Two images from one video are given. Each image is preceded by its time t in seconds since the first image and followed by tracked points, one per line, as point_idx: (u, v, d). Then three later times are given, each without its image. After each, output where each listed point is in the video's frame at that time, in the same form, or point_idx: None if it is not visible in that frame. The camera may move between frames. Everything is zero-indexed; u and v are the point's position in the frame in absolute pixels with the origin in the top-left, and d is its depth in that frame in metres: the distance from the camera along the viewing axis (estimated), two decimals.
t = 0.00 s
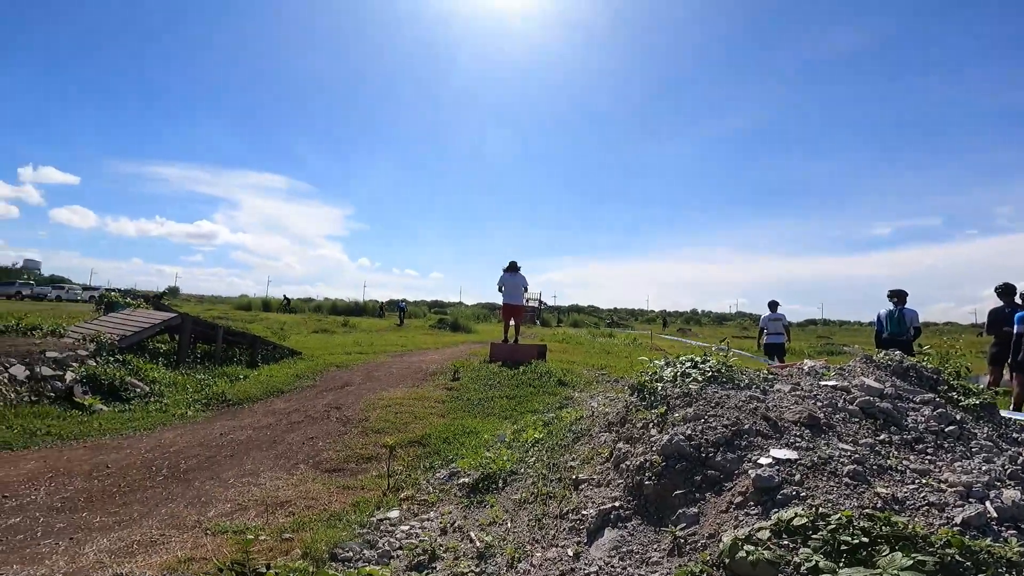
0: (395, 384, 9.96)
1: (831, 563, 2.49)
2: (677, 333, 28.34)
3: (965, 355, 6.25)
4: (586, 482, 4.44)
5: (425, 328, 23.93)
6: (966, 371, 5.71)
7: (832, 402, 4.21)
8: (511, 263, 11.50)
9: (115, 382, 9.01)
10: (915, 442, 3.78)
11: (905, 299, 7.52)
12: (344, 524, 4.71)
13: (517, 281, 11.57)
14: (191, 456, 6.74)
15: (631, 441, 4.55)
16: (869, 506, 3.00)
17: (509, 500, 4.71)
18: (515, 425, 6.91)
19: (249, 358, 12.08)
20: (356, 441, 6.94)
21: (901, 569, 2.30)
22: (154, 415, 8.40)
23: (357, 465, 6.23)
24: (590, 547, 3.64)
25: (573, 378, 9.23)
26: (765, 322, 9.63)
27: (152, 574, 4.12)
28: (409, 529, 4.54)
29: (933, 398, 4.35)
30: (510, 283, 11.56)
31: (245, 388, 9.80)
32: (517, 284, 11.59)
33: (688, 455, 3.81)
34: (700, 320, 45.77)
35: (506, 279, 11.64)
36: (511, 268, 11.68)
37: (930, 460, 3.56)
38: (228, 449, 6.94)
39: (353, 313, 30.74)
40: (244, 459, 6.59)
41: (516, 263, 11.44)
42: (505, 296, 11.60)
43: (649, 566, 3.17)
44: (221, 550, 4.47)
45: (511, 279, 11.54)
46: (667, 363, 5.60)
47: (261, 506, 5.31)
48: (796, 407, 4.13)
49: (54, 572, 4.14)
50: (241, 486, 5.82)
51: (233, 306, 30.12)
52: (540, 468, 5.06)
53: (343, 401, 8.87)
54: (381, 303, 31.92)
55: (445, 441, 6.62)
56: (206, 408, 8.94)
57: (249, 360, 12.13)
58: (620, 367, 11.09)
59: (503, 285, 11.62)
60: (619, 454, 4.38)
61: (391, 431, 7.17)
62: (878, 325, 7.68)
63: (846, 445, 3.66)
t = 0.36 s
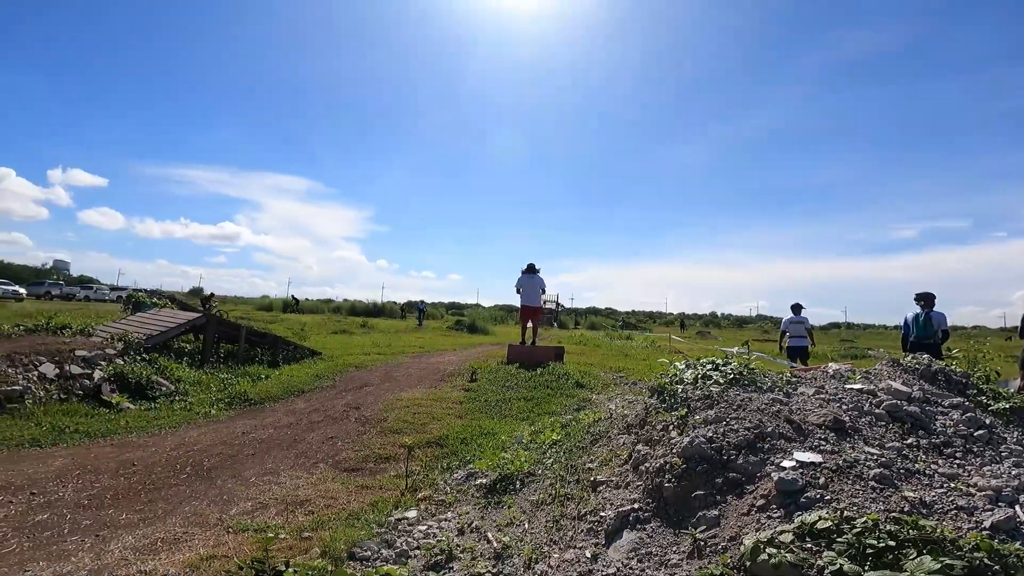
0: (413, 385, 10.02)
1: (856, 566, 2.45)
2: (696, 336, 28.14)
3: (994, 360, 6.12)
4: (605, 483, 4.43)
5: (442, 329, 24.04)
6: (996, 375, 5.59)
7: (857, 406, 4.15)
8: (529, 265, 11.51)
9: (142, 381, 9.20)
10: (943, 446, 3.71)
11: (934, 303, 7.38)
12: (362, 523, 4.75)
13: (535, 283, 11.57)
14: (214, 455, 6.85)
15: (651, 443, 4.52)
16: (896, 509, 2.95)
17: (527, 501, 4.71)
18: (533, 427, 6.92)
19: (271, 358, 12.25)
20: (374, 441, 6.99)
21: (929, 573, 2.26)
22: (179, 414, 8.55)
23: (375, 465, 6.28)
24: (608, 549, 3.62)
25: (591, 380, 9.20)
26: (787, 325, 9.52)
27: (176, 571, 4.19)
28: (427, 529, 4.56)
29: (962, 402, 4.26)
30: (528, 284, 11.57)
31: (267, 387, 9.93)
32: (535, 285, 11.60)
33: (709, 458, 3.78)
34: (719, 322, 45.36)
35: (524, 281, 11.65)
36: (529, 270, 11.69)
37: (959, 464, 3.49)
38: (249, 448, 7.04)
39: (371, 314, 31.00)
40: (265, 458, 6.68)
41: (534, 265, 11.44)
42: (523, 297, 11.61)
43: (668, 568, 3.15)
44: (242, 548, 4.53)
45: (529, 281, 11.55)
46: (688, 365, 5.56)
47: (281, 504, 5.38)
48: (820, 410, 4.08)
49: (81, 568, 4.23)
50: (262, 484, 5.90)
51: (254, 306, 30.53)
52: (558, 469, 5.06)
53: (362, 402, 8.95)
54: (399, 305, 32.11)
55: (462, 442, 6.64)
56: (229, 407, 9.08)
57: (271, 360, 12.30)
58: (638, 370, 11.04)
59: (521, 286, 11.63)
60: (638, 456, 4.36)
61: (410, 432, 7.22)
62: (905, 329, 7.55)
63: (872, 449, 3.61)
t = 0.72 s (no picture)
0: (432, 378, 10.08)
1: (886, 561, 2.42)
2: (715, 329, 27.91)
3: None
4: (626, 477, 4.42)
5: (461, 323, 24.13)
6: None
7: (886, 399, 4.08)
8: (548, 257, 11.49)
9: (169, 374, 9.39)
10: (976, 440, 3.63)
11: (969, 296, 7.22)
12: (383, 516, 4.81)
13: (554, 276, 11.55)
14: (239, 448, 6.97)
15: (674, 436, 4.50)
16: (927, 504, 2.90)
17: (547, 494, 4.72)
18: (552, 420, 6.92)
19: (293, 352, 12.42)
20: (395, 434, 7.06)
21: (962, 568, 2.23)
22: (206, 407, 8.72)
23: (396, 458, 6.35)
24: (630, 542, 3.62)
25: (610, 373, 9.18)
26: (812, 317, 9.39)
27: (203, 563, 4.28)
28: (447, 522, 4.60)
29: (996, 396, 4.17)
30: (546, 277, 11.55)
31: (289, 381, 10.07)
32: (553, 278, 11.58)
33: (733, 451, 3.75)
34: (739, 315, 44.89)
35: (542, 274, 11.63)
36: (547, 263, 11.66)
37: (992, 459, 3.42)
38: (273, 441, 7.15)
39: (391, 308, 31.24)
40: (289, 451, 6.78)
41: (553, 258, 11.41)
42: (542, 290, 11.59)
43: (691, 562, 3.14)
44: (267, 541, 4.61)
45: (547, 274, 11.53)
46: (711, 358, 5.52)
47: (304, 497, 5.46)
48: (848, 404, 4.02)
49: (112, 560, 4.35)
50: (286, 477, 5.99)
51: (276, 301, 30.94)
52: (578, 463, 5.06)
53: (383, 395, 9.03)
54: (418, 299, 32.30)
55: (482, 435, 6.68)
56: (253, 400, 9.23)
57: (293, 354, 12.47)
58: (657, 363, 10.98)
59: (540, 279, 11.62)
60: (660, 450, 4.35)
61: (430, 425, 7.27)
62: (939, 321, 7.40)
63: (902, 443, 3.55)
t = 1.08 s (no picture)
0: (444, 371, 10.09)
1: (922, 555, 2.39)
2: (726, 321, 27.76)
3: None
4: (644, 470, 4.40)
5: (471, 316, 24.15)
6: None
7: (913, 391, 4.01)
8: (559, 249, 11.44)
9: (184, 368, 9.46)
10: (1006, 433, 3.57)
11: (1004, 289, 7.09)
12: (398, 511, 4.82)
13: (565, 268, 11.50)
14: (253, 442, 7.02)
15: (693, 428, 4.47)
16: (961, 498, 2.86)
17: (563, 488, 4.70)
18: (565, 413, 6.90)
19: (306, 346, 12.48)
20: (408, 427, 7.07)
21: (1001, 562, 2.20)
22: (220, 401, 8.79)
23: (409, 452, 6.36)
24: (650, 537, 3.59)
25: (623, 366, 9.14)
26: (829, 309, 9.29)
27: (220, 559, 4.31)
28: (463, 516, 4.59)
29: None
30: (557, 269, 11.50)
31: (301, 374, 10.12)
32: (564, 270, 11.53)
33: (756, 444, 3.71)
34: (751, 307, 44.60)
35: (553, 266, 11.58)
36: (558, 254, 11.61)
37: None
38: (286, 435, 7.19)
39: (401, 302, 31.34)
40: (302, 445, 6.82)
41: (564, 250, 11.36)
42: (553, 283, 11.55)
43: (714, 557, 3.11)
44: (282, 536, 4.63)
45: (558, 266, 11.47)
46: (730, 349, 5.47)
47: (318, 491, 5.48)
48: (875, 395, 3.97)
49: (128, 557, 4.38)
50: (300, 471, 6.02)
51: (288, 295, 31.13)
52: (594, 456, 5.04)
53: (395, 388, 9.06)
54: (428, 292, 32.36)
55: (495, 428, 6.67)
56: (266, 394, 9.29)
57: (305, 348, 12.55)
58: (669, 355, 10.93)
59: (551, 272, 11.57)
60: (679, 443, 4.32)
61: (442, 418, 7.28)
62: (970, 312, 7.31)
63: (932, 435, 3.49)
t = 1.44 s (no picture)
0: (456, 365, 10.04)
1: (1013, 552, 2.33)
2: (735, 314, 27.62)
3: None
4: (680, 466, 4.32)
5: (479, 309, 24.12)
6: None
7: (969, 381, 3.94)
8: (570, 241, 11.35)
9: (195, 362, 9.46)
10: None
11: None
12: (419, 509, 4.77)
13: (577, 259, 11.41)
14: (267, 437, 6.98)
15: (733, 421, 4.38)
16: None
17: (592, 484, 4.62)
18: (583, 406, 6.83)
19: (317, 339, 12.48)
20: (423, 421, 7.02)
21: None
22: (232, 395, 8.78)
23: (425, 446, 6.31)
24: (696, 535, 3.50)
25: (638, 358, 9.05)
26: (850, 301, 9.15)
27: (236, 561, 4.27)
28: (487, 514, 4.53)
29: None
30: (569, 261, 11.39)
31: (315, 367, 10.11)
32: (577, 261, 11.42)
33: (810, 436, 3.62)
34: (760, 300, 44.35)
35: (565, 258, 11.47)
36: (570, 246, 11.52)
37: None
38: (300, 430, 7.15)
39: (409, 295, 31.33)
40: (316, 440, 6.78)
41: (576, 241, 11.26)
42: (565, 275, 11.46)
43: (772, 556, 3.02)
44: (299, 536, 4.59)
45: (570, 257, 11.36)
46: (765, 339, 5.37)
47: (335, 488, 5.44)
48: (931, 385, 3.90)
49: (141, 560, 4.35)
50: (316, 468, 5.98)
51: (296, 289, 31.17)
52: (622, 451, 4.96)
53: (408, 382, 9.01)
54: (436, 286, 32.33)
55: (512, 422, 6.61)
56: (279, 387, 9.28)
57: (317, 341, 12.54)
58: (683, 348, 10.84)
59: (563, 263, 11.46)
60: (719, 437, 4.24)
61: (458, 412, 7.22)
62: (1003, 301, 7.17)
63: (996, 427, 3.42)
